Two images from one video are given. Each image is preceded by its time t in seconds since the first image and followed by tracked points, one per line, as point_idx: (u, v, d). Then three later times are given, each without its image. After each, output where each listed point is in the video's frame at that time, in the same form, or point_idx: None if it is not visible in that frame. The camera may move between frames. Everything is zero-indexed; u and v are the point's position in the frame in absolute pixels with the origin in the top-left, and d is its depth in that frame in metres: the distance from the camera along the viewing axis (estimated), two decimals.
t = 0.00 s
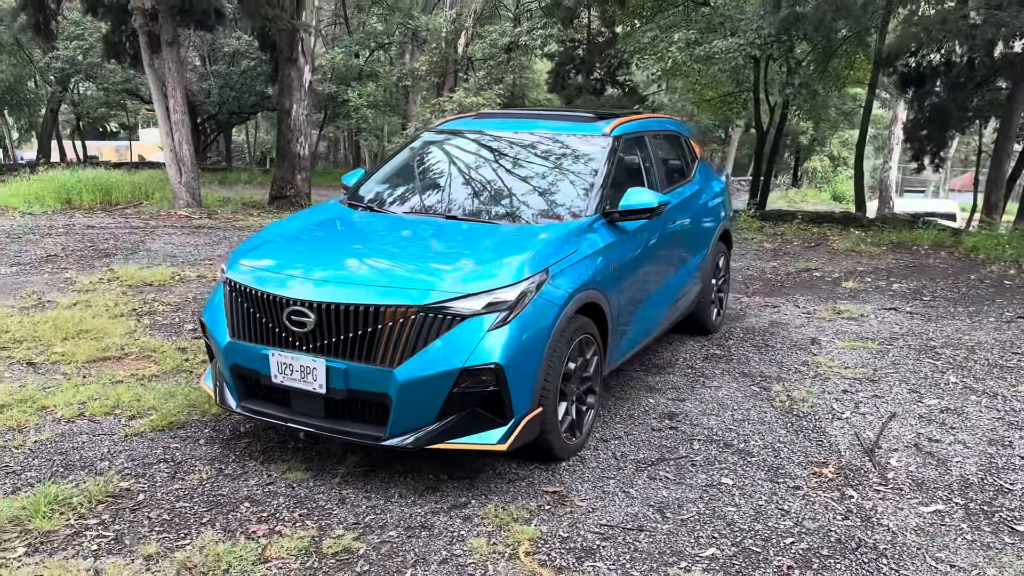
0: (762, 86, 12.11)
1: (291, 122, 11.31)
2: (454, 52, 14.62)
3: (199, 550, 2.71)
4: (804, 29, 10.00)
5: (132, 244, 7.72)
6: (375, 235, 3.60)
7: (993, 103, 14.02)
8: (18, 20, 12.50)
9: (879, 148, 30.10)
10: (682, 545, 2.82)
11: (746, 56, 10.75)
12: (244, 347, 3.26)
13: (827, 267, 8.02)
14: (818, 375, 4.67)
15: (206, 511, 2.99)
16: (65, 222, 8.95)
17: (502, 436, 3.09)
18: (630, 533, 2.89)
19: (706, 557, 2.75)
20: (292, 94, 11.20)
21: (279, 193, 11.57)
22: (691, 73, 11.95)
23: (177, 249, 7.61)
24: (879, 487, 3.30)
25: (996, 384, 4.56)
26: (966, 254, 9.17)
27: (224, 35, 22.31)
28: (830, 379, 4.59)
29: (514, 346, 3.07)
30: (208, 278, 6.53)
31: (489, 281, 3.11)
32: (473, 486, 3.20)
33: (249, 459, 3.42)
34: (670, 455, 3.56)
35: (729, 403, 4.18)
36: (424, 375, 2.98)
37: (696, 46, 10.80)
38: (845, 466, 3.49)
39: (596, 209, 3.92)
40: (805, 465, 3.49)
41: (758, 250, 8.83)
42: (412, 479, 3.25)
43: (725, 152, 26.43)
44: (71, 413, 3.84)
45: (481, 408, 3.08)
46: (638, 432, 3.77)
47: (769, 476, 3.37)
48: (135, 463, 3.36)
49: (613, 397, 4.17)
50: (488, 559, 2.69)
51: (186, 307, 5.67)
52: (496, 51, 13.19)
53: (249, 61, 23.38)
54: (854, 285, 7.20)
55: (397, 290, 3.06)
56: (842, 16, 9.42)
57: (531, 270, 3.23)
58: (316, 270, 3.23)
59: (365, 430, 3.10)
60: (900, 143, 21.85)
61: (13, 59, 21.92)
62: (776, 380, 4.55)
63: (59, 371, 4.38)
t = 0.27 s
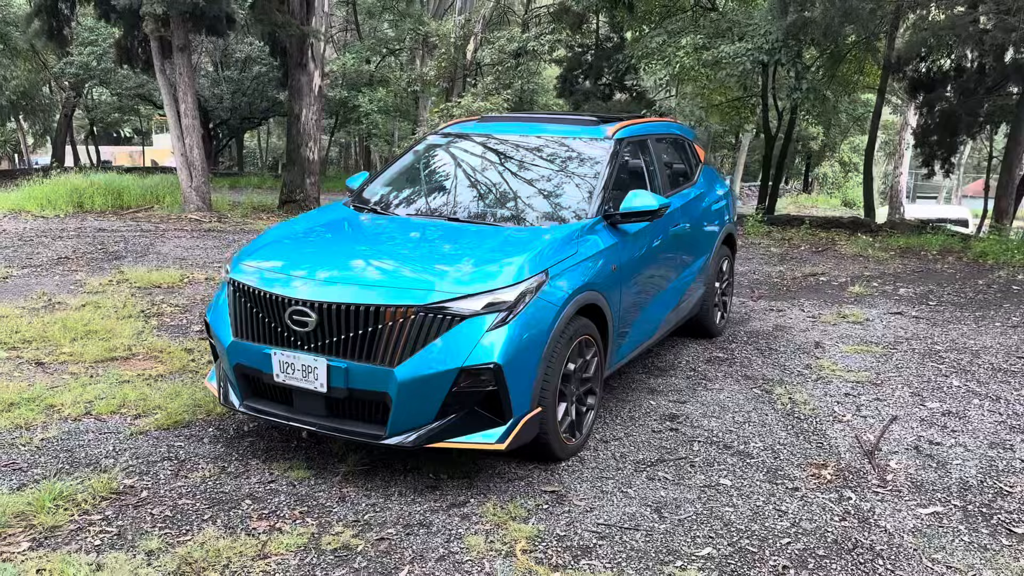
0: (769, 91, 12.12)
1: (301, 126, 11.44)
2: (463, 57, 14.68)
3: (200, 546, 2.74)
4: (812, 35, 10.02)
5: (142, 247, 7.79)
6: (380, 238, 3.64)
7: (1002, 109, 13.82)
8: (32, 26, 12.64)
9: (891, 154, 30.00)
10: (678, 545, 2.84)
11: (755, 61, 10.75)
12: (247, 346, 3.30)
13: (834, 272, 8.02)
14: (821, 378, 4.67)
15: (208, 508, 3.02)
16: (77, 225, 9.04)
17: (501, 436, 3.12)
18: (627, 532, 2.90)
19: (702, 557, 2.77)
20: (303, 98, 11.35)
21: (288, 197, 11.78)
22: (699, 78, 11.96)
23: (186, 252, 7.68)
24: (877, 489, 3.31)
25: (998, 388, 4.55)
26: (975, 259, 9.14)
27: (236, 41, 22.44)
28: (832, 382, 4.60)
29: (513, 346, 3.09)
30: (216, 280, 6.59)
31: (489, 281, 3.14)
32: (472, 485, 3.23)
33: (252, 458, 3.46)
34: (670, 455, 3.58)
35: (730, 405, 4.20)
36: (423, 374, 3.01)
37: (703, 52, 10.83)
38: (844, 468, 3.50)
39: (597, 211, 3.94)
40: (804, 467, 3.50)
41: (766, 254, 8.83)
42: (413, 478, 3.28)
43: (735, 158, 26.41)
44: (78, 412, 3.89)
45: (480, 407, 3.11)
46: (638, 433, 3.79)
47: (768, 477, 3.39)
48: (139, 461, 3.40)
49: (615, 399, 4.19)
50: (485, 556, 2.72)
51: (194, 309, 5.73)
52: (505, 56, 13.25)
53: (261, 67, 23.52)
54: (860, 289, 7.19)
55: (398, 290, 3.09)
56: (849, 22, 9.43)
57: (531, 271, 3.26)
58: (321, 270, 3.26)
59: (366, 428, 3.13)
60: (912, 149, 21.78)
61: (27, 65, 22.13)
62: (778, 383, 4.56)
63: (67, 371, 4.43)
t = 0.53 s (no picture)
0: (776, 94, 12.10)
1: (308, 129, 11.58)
2: (469, 61, 14.71)
3: (197, 538, 2.75)
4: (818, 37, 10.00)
5: (149, 248, 7.83)
6: (383, 235, 3.64)
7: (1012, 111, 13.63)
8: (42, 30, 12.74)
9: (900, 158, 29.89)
10: (675, 540, 2.83)
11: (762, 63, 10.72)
12: (248, 342, 3.31)
13: (840, 274, 7.99)
14: (824, 378, 4.65)
15: (207, 502, 3.03)
16: (85, 227, 9.09)
17: (499, 431, 3.12)
18: (624, 528, 2.90)
19: (699, 552, 2.76)
20: (310, 101, 11.51)
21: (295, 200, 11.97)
22: (706, 81, 11.94)
23: (193, 253, 7.71)
24: (877, 486, 3.29)
25: (1002, 388, 4.52)
26: (983, 262, 9.08)
27: (245, 45, 22.54)
28: (835, 382, 4.58)
29: (511, 341, 3.10)
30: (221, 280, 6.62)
31: (486, 277, 3.14)
32: (471, 481, 3.24)
33: (252, 453, 3.47)
34: (669, 453, 3.57)
35: (731, 404, 4.19)
36: (420, 369, 3.02)
37: (709, 54, 10.82)
38: (844, 465, 3.48)
39: (598, 208, 3.95)
40: (804, 465, 3.48)
41: (772, 256, 8.81)
42: (412, 474, 3.28)
43: (744, 162, 26.36)
44: (80, 408, 3.91)
45: (478, 402, 3.11)
46: (638, 431, 3.79)
47: (767, 475, 3.37)
48: (140, 456, 3.42)
49: (615, 397, 4.19)
50: (481, 549, 2.71)
51: (198, 309, 5.75)
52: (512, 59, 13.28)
53: (270, 72, 23.59)
54: (866, 291, 7.17)
55: (396, 285, 3.10)
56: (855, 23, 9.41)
57: (530, 267, 3.26)
58: (323, 266, 3.27)
59: (364, 423, 3.14)
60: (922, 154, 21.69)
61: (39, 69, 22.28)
62: (781, 382, 4.55)
63: (71, 368, 4.45)
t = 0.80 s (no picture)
0: (783, 97, 12.07)
1: (314, 133, 11.93)
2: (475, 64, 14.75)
3: (191, 529, 2.75)
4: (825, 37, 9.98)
5: (155, 249, 7.87)
6: (383, 230, 3.64)
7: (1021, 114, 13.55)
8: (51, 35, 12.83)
9: (909, 162, 29.80)
10: (670, 533, 2.81)
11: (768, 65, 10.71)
12: (245, 336, 3.32)
13: (846, 275, 7.97)
14: (826, 375, 4.63)
15: (202, 494, 3.03)
16: (92, 229, 9.13)
17: (494, 424, 3.12)
18: (619, 521, 2.88)
19: (694, 545, 2.74)
20: (316, 105, 11.90)
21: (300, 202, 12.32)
22: (713, 84, 11.94)
23: (198, 253, 7.75)
24: (877, 481, 3.27)
25: (1006, 385, 4.49)
26: (989, 263, 9.04)
27: (254, 51, 22.63)
28: (837, 379, 4.56)
29: (506, 334, 3.09)
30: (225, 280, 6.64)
31: (483, 269, 3.15)
32: (468, 474, 3.23)
33: (249, 447, 3.47)
34: (667, 448, 3.56)
35: (732, 400, 4.17)
36: (415, 361, 3.02)
37: (715, 56, 10.82)
38: (843, 461, 3.46)
39: (597, 204, 3.94)
40: (803, 459, 3.46)
41: (778, 258, 8.79)
42: (408, 467, 3.27)
43: (753, 167, 26.33)
44: (80, 403, 3.92)
45: (474, 394, 3.11)
46: (637, 427, 3.78)
47: (765, 469, 3.36)
48: (138, 450, 3.42)
49: (615, 394, 4.18)
50: (475, 541, 2.70)
51: (201, 308, 5.76)
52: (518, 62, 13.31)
53: (279, 77, 23.61)
54: (871, 291, 7.14)
55: (392, 278, 3.10)
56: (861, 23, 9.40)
57: (527, 261, 3.26)
58: (322, 260, 3.27)
59: (360, 416, 3.14)
60: (931, 158, 21.62)
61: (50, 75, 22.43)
62: (782, 380, 4.52)
63: (73, 365, 4.47)
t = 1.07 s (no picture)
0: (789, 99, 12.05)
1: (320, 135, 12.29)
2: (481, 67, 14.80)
3: (189, 517, 2.75)
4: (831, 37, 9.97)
5: (161, 250, 7.89)
6: (384, 224, 3.64)
7: None
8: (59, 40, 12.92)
9: (917, 167, 29.70)
10: (670, 523, 2.80)
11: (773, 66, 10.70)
12: (246, 328, 3.32)
13: (851, 275, 7.94)
14: (829, 372, 4.61)
15: (201, 484, 3.03)
16: (98, 231, 9.17)
17: (493, 414, 3.11)
18: (619, 511, 2.87)
19: (693, 534, 2.72)
20: (321, 107, 12.29)
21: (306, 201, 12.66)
22: (718, 86, 11.92)
23: (203, 254, 7.77)
24: (879, 473, 3.25)
25: (1011, 381, 4.46)
26: (997, 264, 8.99)
27: (262, 56, 22.73)
28: (841, 375, 4.54)
29: (505, 324, 3.08)
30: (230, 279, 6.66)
31: (483, 260, 3.15)
32: (468, 465, 3.22)
33: (250, 439, 3.47)
34: (668, 441, 3.55)
35: (734, 395, 4.16)
36: (414, 351, 3.01)
37: (720, 58, 10.82)
38: (845, 454, 3.44)
39: (598, 198, 3.94)
40: (805, 453, 3.45)
41: (783, 259, 8.77)
42: (408, 458, 3.27)
43: (760, 172, 26.29)
44: (82, 397, 3.93)
45: (473, 385, 3.10)
46: (638, 420, 3.76)
47: (767, 462, 3.34)
48: (138, 442, 3.43)
49: (617, 389, 4.17)
50: (473, 529, 2.69)
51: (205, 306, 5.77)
52: (524, 66, 13.34)
53: (286, 84, 23.54)
54: (877, 291, 7.11)
55: (392, 269, 3.10)
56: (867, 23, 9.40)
57: (527, 252, 3.26)
58: (323, 253, 3.26)
59: (359, 407, 3.14)
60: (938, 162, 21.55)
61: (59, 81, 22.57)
62: (785, 376, 4.51)
63: (76, 361, 4.49)
